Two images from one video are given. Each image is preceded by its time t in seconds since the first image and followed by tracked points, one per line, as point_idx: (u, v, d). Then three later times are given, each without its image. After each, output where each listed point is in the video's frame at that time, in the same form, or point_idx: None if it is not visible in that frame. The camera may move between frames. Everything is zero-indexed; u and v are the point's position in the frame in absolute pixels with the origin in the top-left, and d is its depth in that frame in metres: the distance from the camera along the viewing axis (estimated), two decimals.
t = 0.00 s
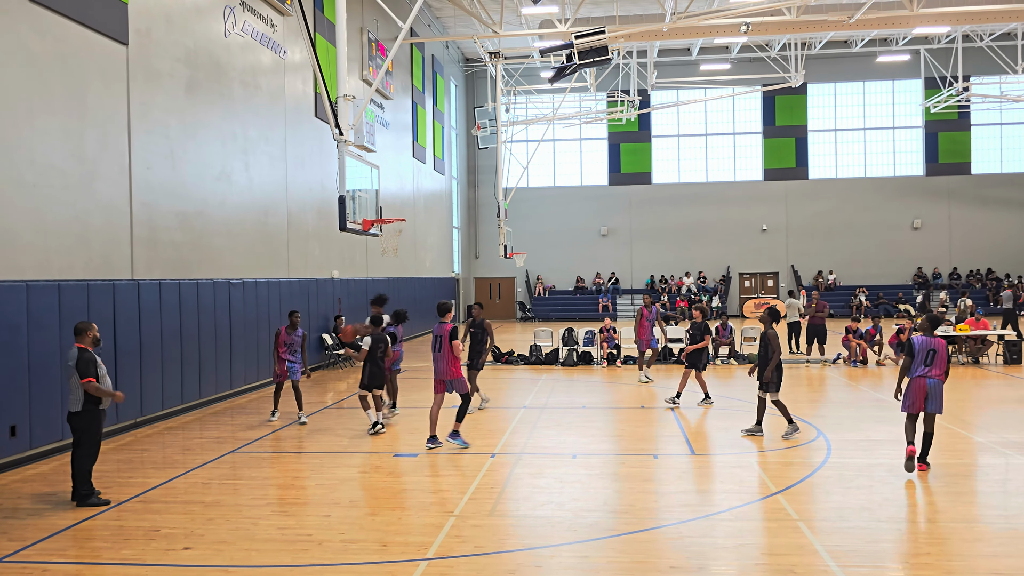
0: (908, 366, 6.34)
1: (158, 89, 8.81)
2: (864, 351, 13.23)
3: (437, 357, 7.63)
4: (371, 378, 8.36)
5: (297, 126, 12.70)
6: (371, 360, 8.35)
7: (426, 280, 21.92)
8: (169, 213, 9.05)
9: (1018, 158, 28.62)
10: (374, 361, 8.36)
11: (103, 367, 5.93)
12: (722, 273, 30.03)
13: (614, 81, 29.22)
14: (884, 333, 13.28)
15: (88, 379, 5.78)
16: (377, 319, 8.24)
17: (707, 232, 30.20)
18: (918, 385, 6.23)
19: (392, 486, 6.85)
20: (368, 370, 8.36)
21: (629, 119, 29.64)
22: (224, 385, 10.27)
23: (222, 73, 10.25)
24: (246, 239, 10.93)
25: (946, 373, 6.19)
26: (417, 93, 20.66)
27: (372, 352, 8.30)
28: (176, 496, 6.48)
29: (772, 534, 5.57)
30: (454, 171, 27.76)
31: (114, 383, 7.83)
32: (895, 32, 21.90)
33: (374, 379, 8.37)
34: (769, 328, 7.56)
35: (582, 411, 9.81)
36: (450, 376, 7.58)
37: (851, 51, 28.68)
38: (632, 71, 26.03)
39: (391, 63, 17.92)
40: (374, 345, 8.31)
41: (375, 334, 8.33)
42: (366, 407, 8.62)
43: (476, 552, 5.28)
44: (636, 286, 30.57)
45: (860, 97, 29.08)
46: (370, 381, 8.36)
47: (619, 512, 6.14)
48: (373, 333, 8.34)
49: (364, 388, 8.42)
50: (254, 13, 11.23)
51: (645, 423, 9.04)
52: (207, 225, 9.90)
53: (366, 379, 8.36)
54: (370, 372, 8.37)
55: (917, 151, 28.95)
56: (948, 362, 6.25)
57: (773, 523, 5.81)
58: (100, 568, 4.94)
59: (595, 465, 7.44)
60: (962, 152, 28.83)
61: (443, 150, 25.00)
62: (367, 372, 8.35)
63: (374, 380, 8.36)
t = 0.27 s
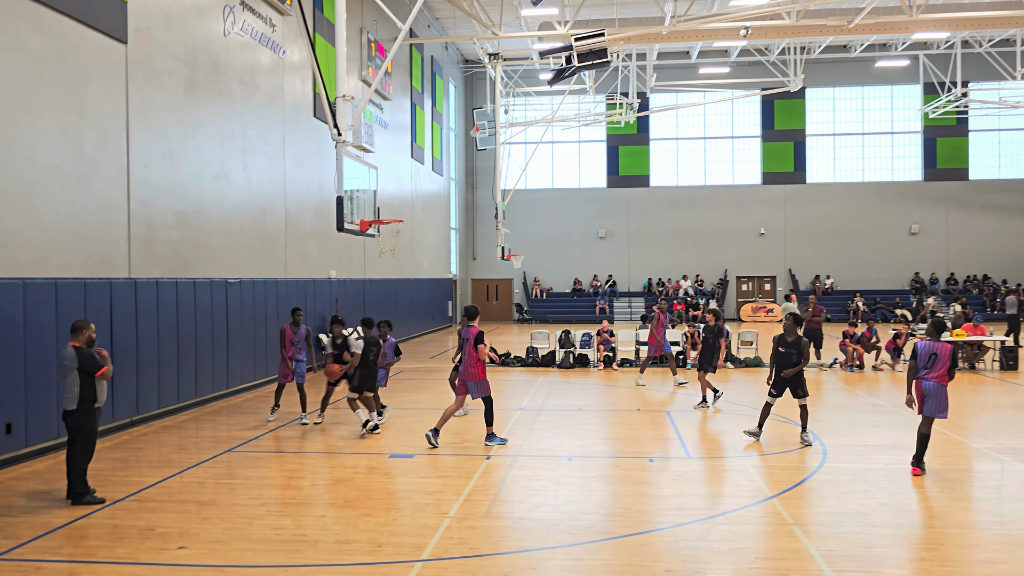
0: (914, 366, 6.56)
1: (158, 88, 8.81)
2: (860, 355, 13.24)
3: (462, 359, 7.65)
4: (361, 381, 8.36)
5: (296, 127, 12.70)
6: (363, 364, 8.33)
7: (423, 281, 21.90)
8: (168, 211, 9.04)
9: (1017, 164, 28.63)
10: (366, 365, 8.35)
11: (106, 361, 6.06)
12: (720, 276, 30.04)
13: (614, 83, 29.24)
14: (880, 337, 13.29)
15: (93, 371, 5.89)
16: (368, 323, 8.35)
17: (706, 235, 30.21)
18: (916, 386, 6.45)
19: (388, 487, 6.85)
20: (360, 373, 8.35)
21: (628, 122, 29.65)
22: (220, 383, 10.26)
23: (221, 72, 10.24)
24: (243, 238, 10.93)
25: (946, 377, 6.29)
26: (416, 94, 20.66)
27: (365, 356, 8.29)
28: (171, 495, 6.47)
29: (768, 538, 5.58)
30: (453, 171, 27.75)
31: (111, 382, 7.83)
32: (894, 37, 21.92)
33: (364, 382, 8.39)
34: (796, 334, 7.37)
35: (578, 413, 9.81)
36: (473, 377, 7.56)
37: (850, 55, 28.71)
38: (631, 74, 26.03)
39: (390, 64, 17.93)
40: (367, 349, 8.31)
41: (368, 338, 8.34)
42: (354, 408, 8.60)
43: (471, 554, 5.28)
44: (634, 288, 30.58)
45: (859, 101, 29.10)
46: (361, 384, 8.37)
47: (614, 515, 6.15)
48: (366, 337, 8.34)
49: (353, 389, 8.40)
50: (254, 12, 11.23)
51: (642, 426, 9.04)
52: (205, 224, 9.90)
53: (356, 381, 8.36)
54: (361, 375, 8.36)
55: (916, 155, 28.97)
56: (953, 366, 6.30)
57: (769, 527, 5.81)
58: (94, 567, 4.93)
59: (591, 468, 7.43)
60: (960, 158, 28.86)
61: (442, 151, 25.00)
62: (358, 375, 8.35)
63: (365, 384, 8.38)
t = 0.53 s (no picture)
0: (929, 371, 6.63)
1: (159, 84, 8.81)
2: (860, 357, 13.22)
3: (491, 352, 7.97)
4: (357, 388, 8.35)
5: (296, 125, 12.70)
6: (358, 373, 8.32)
7: (423, 281, 21.90)
8: (168, 208, 9.05)
9: (1018, 166, 28.58)
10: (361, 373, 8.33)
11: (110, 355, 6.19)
12: (721, 276, 30.03)
13: (615, 83, 29.23)
14: (880, 339, 13.28)
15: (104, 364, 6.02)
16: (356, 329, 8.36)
17: (707, 235, 30.20)
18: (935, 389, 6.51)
19: (387, 485, 6.86)
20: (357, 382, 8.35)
21: (629, 122, 29.64)
22: (220, 381, 10.27)
23: (222, 70, 10.24)
24: (243, 235, 10.93)
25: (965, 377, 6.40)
26: (417, 93, 20.66)
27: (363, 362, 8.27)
28: (170, 492, 6.48)
29: (766, 538, 5.58)
30: (453, 171, 27.75)
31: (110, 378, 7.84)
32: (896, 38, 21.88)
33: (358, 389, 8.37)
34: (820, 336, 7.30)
35: (577, 413, 9.81)
36: (503, 371, 7.92)
37: (852, 57, 28.68)
38: (633, 74, 25.98)
39: (391, 64, 17.93)
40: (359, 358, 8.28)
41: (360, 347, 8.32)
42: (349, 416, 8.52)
43: (470, 552, 5.29)
44: (634, 288, 30.58)
45: (861, 103, 29.07)
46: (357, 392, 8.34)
47: (613, 514, 6.16)
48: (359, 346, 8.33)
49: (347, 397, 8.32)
50: (255, 11, 11.22)
51: (641, 426, 9.03)
52: (206, 221, 9.91)
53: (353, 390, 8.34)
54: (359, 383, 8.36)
55: (917, 157, 28.95)
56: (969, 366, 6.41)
57: (767, 527, 5.82)
58: (94, 563, 4.95)
59: (589, 467, 7.44)
60: (962, 160, 28.83)
61: (442, 150, 25.00)
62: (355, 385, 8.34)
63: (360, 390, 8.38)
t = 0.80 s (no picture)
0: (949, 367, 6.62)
1: (161, 80, 8.80)
2: (862, 354, 13.22)
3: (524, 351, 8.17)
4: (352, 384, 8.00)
5: (300, 121, 12.71)
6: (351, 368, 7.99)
7: (425, 277, 21.91)
8: (171, 203, 9.06)
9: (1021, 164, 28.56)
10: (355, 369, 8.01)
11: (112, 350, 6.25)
12: (722, 274, 30.03)
13: (617, 80, 29.22)
14: (883, 337, 13.27)
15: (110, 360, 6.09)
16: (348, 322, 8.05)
17: (708, 233, 30.20)
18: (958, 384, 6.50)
19: (390, 480, 6.87)
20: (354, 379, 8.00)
21: (631, 119, 29.62)
22: (222, 377, 10.28)
23: (225, 65, 10.24)
24: (246, 231, 10.94)
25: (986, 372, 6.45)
26: (420, 90, 20.66)
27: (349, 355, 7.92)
28: (173, 487, 6.49)
29: (768, 534, 5.59)
30: (456, 168, 27.75)
31: (113, 373, 7.85)
32: (898, 36, 21.86)
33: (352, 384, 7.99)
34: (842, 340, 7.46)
35: (580, 409, 9.81)
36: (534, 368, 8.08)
37: (855, 54, 28.65)
38: (635, 71, 25.94)
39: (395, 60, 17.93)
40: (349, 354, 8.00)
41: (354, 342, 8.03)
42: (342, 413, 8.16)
43: (473, 547, 5.30)
44: (636, 286, 30.59)
45: (863, 100, 29.05)
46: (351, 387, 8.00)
47: (616, 510, 6.17)
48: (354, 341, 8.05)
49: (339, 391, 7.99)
50: (258, 6, 11.22)
51: (644, 423, 9.03)
52: (208, 217, 9.91)
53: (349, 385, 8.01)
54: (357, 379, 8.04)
55: (919, 155, 28.94)
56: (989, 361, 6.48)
57: (769, 523, 5.83)
58: (97, 557, 4.96)
59: (592, 464, 7.45)
60: (964, 158, 28.81)
61: (445, 147, 25.00)
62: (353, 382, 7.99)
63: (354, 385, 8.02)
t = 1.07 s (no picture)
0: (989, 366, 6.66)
1: (162, 75, 8.79)
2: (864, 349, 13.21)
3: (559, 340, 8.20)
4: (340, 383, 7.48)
5: (302, 115, 12.69)
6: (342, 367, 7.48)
7: (427, 272, 21.89)
8: (172, 199, 9.05)
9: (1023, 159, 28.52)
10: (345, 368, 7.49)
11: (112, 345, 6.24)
12: (723, 270, 30.03)
13: (619, 76, 29.18)
14: (884, 332, 13.26)
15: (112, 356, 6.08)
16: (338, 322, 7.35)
17: (709, 230, 30.19)
18: (1005, 379, 6.52)
19: (392, 475, 6.86)
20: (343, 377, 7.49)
21: (633, 114, 29.58)
22: (224, 372, 10.29)
23: (226, 60, 10.21)
24: (248, 226, 10.93)
25: None
26: (422, 84, 20.62)
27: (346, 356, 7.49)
28: (175, 482, 6.49)
29: (770, 529, 5.59)
30: (457, 163, 27.72)
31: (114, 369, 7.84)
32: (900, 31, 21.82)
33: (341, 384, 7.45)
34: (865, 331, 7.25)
35: (582, 404, 9.80)
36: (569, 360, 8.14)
37: (857, 49, 28.58)
38: (637, 65, 25.88)
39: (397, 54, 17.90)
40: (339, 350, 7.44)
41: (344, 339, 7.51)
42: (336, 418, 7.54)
43: (475, 542, 5.30)
44: (637, 281, 30.59)
45: (865, 96, 29.00)
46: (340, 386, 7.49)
47: (618, 505, 6.16)
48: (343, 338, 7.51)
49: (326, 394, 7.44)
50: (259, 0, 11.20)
51: (645, 418, 9.03)
52: (210, 212, 9.91)
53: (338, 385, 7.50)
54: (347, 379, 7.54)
55: (921, 150, 28.91)
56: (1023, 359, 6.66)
57: (771, 518, 5.83)
58: (99, 552, 4.96)
59: (594, 459, 7.44)
60: (966, 153, 28.77)
61: (447, 142, 24.97)
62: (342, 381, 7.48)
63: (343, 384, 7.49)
